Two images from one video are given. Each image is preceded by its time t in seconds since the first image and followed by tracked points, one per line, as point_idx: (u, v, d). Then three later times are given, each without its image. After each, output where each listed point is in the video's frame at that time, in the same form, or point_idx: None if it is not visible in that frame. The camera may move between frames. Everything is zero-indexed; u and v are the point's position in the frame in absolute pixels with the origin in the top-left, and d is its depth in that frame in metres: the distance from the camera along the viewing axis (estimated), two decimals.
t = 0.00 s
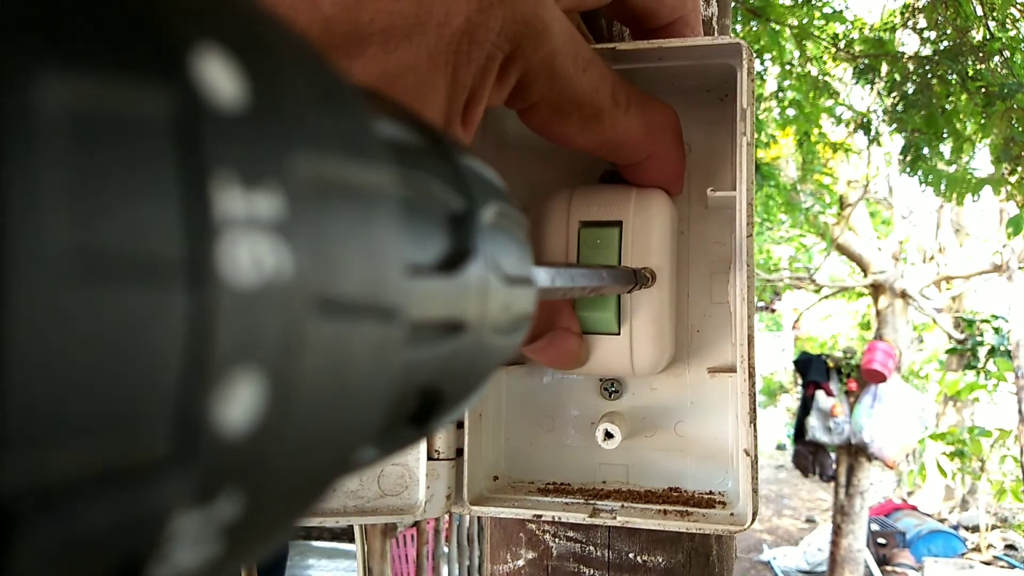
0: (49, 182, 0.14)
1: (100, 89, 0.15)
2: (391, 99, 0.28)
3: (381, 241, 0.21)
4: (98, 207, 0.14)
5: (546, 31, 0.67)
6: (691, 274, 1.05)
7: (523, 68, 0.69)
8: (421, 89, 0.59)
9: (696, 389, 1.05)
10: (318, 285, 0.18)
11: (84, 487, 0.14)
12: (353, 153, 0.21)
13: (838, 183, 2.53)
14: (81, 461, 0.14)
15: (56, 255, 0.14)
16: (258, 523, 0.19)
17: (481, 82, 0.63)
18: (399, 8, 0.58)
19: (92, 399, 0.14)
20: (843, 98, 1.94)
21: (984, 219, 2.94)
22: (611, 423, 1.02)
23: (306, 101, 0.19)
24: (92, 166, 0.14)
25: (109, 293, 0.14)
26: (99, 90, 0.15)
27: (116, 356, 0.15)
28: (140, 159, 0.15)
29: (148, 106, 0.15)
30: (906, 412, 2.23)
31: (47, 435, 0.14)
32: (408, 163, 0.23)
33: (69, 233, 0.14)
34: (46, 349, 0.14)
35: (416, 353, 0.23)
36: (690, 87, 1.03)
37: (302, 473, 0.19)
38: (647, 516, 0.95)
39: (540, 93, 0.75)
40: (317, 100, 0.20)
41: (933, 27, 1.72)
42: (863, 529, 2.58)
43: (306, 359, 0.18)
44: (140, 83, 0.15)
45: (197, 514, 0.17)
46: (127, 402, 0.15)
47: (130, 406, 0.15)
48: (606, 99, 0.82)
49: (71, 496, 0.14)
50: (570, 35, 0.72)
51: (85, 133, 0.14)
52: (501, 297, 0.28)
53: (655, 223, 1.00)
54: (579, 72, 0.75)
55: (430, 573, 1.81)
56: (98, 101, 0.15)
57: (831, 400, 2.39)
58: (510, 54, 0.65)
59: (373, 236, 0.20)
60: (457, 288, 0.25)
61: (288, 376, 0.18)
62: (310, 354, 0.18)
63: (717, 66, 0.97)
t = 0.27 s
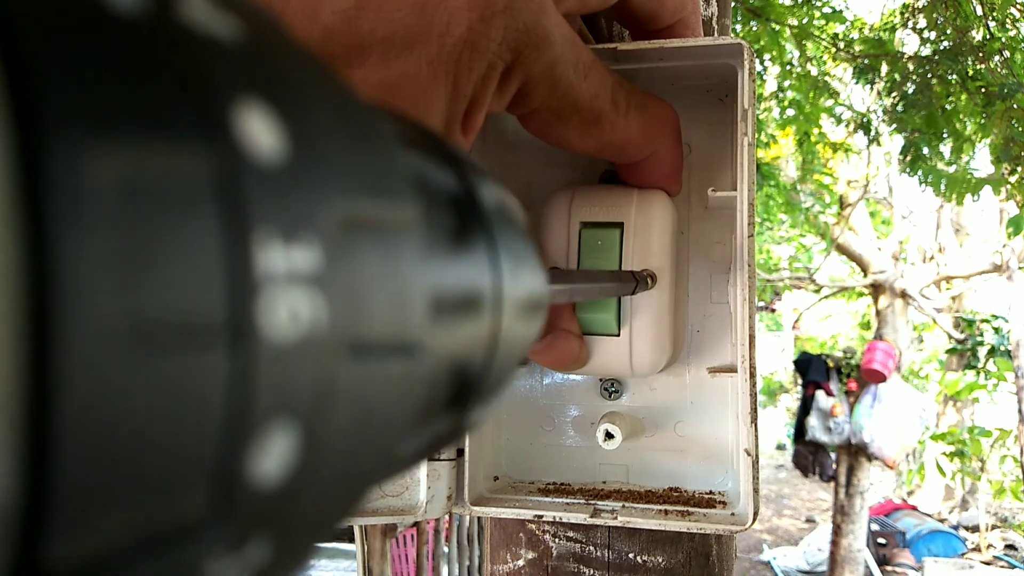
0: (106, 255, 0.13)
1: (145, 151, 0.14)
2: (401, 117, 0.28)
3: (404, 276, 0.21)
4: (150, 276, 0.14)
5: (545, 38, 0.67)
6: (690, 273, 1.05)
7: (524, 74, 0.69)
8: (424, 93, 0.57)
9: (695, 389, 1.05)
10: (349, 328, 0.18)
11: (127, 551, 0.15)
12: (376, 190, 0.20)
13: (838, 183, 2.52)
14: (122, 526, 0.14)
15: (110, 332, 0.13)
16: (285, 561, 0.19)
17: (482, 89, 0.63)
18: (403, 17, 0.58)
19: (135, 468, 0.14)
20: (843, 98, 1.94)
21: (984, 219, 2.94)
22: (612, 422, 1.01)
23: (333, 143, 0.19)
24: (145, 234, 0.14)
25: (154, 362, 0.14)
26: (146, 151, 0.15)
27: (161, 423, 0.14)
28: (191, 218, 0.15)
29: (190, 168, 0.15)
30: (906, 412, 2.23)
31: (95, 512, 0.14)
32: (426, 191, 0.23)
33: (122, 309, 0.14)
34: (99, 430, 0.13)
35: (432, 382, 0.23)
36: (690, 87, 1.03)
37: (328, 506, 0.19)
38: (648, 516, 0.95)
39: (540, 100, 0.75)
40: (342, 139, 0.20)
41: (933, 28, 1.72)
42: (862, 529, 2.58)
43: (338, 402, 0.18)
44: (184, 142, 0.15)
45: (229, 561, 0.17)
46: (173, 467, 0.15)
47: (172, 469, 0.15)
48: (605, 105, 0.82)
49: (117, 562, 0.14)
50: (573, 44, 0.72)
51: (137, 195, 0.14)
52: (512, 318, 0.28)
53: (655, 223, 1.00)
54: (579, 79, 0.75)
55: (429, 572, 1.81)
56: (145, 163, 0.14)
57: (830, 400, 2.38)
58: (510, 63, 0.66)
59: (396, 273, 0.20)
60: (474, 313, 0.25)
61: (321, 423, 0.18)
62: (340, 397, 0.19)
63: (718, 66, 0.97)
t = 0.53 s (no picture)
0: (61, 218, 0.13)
1: (103, 113, 0.14)
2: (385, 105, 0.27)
3: (384, 253, 0.20)
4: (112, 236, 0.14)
5: (543, 42, 0.67)
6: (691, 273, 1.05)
7: (523, 80, 0.69)
8: (422, 98, 0.57)
9: (695, 389, 1.04)
10: (325, 304, 0.18)
11: (96, 514, 0.14)
12: (355, 164, 0.20)
13: (838, 183, 2.52)
14: (97, 498, 0.14)
15: (64, 295, 0.13)
16: (262, 539, 0.18)
17: (481, 90, 0.63)
18: (403, 25, 0.58)
19: (96, 433, 0.14)
20: (843, 98, 1.94)
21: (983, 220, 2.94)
22: (611, 423, 1.01)
23: (309, 115, 0.18)
24: (108, 190, 0.14)
25: (115, 329, 0.14)
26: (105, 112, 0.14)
27: (123, 388, 0.14)
28: (155, 177, 0.14)
29: (151, 131, 0.15)
30: (906, 412, 2.23)
31: (57, 470, 0.13)
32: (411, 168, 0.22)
33: (82, 267, 0.13)
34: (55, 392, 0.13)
35: (415, 360, 0.22)
36: (689, 87, 1.04)
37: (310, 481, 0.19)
38: (648, 515, 0.95)
39: (539, 103, 0.75)
40: (317, 108, 0.19)
41: (933, 28, 1.72)
42: (862, 529, 2.59)
43: (313, 378, 0.18)
44: (144, 107, 0.15)
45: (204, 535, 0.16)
46: (139, 433, 0.14)
47: (139, 432, 0.14)
48: (601, 105, 0.82)
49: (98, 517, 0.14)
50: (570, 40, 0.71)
51: (95, 154, 0.14)
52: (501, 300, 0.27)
53: (654, 222, 1.00)
54: (578, 81, 0.75)
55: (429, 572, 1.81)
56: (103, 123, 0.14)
57: (830, 400, 2.38)
58: (508, 68, 0.66)
59: (376, 250, 0.20)
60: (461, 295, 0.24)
61: (297, 400, 0.17)
62: (316, 372, 0.18)
63: (717, 66, 0.97)
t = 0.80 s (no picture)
0: (83, 269, 0.15)
1: (123, 163, 0.16)
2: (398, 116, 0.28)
3: (393, 274, 0.22)
4: (129, 284, 0.15)
5: (542, 42, 0.67)
6: (691, 273, 1.05)
7: (522, 78, 0.69)
8: (425, 92, 0.57)
9: (695, 389, 1.04)
10: (335, 326, 0.19)
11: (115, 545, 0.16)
12: (365, 187, 0.21)
13: (838, 183, 2.52)
14: (113, 524, 0.16)
15: (88, 329, 0.15)
16: (276, 555, 0.20)
17: (481, 89, 0.63)
18: (403, 21, 0.58)
19: (117, 462, 0.15)
20: (843, 98, 1.94)
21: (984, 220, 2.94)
22: (611, 423, 1.01)
23: (318, 146, 0.20)
24: (127, 239, 0.15)
25: (133, 361, 0.15)
26: (123, 160, 0.16)
27: (140, 418, 0.16)
28: (171, 220, 0.16)
29: (171, 170, 0.16)
30: (906, 413, 2.23)
31: (82, 503, 0.15)
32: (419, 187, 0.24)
33: (103, 310, 0.15)
34: (80, 423, 0.15)
35: (425, 381, 0.23)
36: (689, 87, 1.04)
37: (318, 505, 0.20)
38: (647, 516, 0.95)
39: (539, 103, 0.75)
40: (325, 139, 0.21)
41: (933, 28, 1.72)
42: (862, 529, 2.59)
43: (323, 400, 0.19)
44: (161, 147, 0.16)
45: (219, 560, 0.18)
46: (156, 465, 0.16)
47: (156, 462, 0.16)
48: (601, 106, 0.82)
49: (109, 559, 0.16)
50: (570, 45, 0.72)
51: (117, 204, 0.15)
52: (517, 305, 0.28)
53: (654, 222, 1.00)
54: (578, 82, 0.75)
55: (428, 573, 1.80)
56: (122, 172, 0.16)
57: (830, 400, 2.38)
58: (510, 66, 0.66)
59: (384, 272, 0.21)
60: (473, 309, 0.25)
61: (306, 420, 0.19)
62: (326, 395, 0.20)
63: (717, 66, 0.97)
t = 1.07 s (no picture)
0: (98, 289, 0.15)
1: (139, 177, 0.16)
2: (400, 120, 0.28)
3: (403, 283, 0.22)
4: (143, 301, 0.15)
5: (541, 45, 0.67)
6: (691, 274, 1.05)
7: (523, 79, 0.69)
8: (423, 92, 0.57)
9: (696, 389, 1.04)
10: (345, 337, 0.20)
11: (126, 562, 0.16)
12: (374, 197, 0.21)
13: (838, 183, 2.52)
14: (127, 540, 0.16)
15: (103, 350, 0.15)
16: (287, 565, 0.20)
17: (480, 89, 0.63)
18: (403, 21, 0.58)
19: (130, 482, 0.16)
20: (843, 98, 1.94)
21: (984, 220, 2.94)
22: (611, 423, 1.01)
23: (328, 156, 0.20)
24: (144, 257, 0.15)
25: (147, 379, 0.16)
26: (135, 179, 0.16)
27: (154, 435, 0.16)
28: (183, 240, 0.16)
29: (180, 186, 0.16)
30: (906, 413, 2.23)
31: (97, 526, 0.15)
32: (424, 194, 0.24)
33: (115, 334, 0.15)
34: (96, 445, 0.15)
35: (433, 388, 0.24)
36: (689, 87, 1.04)
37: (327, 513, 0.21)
38: (647, 516, 0.95)
39: (538, 104, 0.75)
40: (335, 153, 0.20)
41: (933, 28, 1.72)
42: (862, 529, 2.59)
43: (335, 412, 0.20)
44: (174, 161, 0.16)
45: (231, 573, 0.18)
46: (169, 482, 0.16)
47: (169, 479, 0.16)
48: (601, 108, 0.82)
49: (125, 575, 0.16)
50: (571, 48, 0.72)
51: (133, 221, 0.15)
52: (521, 308, 0.28)
53: (654, 222, 1.00)
54: (578, 83, 0.76)
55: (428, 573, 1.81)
56: (134, 188, 0.16)
57: (830, 400, 2.37)
58: (509, 67, 0.66)
59: (394, 283, 0.22)
60: (479, 315, 0.25)
61: (319, 431, 0.19)
62: (338, 408, 0.20)
63: (717, 66, 0.97)
